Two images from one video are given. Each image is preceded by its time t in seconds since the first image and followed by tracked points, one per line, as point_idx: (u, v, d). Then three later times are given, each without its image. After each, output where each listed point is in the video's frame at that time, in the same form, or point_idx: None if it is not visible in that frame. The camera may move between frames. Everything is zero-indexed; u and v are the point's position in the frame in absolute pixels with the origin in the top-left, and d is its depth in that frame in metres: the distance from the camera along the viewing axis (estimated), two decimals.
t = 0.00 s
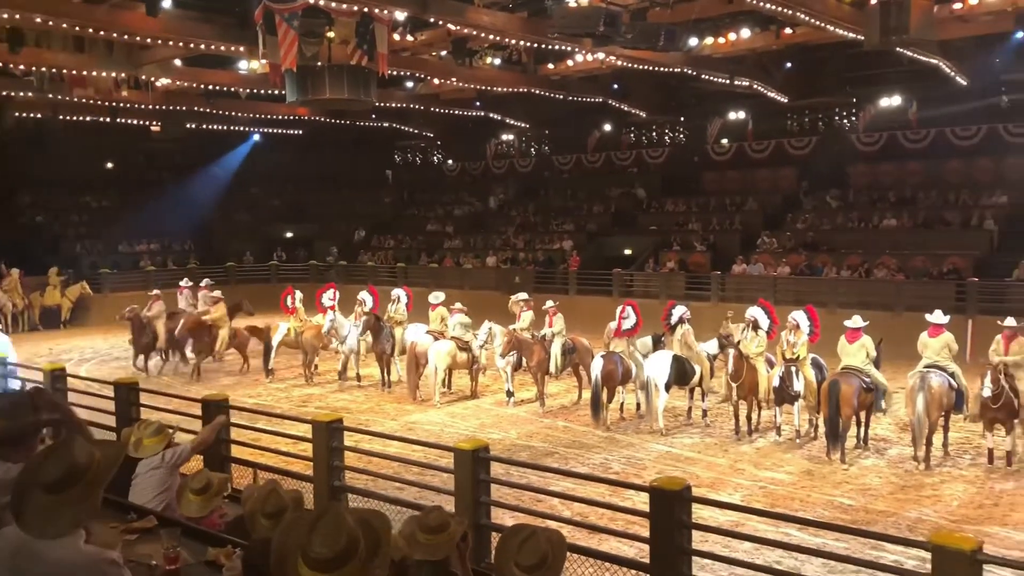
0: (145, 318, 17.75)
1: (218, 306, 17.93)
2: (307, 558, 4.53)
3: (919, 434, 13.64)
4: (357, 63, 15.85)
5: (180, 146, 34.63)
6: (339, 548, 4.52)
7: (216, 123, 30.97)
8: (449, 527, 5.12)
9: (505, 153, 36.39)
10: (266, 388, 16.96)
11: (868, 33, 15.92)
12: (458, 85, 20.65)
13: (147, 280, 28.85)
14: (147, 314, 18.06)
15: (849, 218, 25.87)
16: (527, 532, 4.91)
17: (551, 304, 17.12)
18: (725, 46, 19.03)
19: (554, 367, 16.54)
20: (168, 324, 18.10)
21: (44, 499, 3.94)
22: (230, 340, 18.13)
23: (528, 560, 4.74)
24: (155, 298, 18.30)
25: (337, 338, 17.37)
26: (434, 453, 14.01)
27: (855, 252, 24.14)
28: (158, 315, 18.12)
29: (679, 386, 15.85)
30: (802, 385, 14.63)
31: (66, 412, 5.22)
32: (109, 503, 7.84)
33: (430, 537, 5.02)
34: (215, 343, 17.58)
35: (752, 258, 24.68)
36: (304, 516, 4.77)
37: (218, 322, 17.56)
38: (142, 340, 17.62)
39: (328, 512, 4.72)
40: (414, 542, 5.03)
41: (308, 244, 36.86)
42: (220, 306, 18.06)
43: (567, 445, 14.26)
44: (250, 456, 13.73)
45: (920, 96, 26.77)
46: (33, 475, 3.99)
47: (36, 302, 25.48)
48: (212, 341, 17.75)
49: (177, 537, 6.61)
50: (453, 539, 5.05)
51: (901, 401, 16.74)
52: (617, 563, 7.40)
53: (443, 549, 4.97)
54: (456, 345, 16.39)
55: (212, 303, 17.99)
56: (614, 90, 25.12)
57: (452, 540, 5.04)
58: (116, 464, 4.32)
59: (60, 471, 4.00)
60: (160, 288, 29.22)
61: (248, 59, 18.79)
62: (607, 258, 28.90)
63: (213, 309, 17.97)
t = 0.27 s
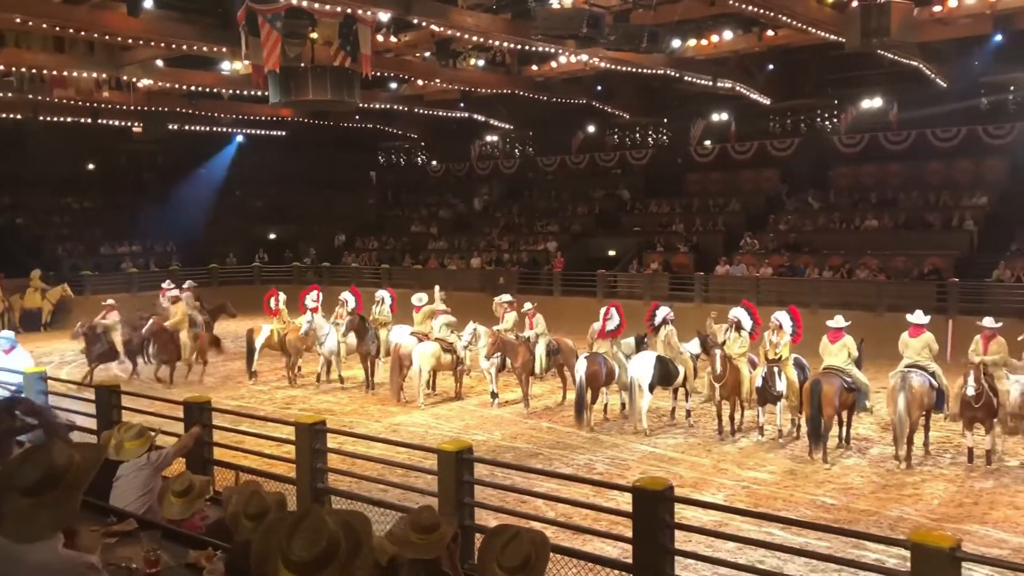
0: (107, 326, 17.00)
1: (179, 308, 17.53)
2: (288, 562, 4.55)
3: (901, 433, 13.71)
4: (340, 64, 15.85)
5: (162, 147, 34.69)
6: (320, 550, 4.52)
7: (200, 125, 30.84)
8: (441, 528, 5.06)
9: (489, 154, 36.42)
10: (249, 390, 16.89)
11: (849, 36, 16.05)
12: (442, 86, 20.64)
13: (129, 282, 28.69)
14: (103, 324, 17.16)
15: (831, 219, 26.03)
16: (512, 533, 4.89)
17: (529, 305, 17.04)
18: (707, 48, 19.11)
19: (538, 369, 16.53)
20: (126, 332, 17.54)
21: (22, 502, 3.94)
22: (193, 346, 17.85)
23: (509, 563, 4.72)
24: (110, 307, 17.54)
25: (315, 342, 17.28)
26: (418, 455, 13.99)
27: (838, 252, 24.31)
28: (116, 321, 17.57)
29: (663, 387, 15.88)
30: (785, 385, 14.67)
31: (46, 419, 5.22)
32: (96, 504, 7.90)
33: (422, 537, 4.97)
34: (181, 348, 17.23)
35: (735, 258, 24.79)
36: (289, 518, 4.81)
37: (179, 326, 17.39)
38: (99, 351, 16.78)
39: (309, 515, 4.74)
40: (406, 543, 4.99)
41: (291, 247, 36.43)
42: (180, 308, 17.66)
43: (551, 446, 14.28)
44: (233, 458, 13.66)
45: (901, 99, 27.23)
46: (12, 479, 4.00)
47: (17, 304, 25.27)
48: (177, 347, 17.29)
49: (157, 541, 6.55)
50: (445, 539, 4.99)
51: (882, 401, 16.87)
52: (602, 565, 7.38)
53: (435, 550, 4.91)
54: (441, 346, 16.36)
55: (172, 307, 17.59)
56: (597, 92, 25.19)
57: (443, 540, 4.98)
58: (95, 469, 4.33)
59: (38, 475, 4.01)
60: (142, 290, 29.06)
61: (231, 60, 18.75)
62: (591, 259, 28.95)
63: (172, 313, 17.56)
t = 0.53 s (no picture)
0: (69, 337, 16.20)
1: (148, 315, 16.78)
2: (277, 564, 4.55)
3: (890, 434, 13.76)
4: (330, 66, 15.88)
5: (151, 149, 34.59)
6: (311, 552, 4.53)
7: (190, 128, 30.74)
8: (444, 531, 4.95)
9: (479, 157, 36.60)
10: (239, 393, 16.83)
11: (838, 38, 16.10)
12: (432, 88, 20.63)
13: (117, 285, 28.58)
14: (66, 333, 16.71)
15: (821, 221, 26.11)
16: (503, 536, 4.89)
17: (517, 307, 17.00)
18: (697, 50, 19.18)
19: (528, 370, 16.56)
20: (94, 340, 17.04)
21: (8, 508, 3.92)
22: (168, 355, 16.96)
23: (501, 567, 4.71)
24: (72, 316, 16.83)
25: (293, 346, 17.12)
26: (409, 458, 13.97)
27: (827, 254, 24.41)
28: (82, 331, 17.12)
29: (653, 389, 15.89)
30: (775, 387, 14.73)
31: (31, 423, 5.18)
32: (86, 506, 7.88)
33: (426, 540, 4.86)
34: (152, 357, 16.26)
35: (725, 260, 24.88)
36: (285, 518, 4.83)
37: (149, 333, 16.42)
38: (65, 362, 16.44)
39: (299, 518, 4.78)
40: (408, 545, 4.88)
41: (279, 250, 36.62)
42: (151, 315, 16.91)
43: (541, 449, 14.27)
44: (223, 462, 13.61)
45: (888, 101, 27.51)
46: (2, 484, 3.99)
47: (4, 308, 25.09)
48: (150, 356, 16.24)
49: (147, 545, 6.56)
50: (448, 543, 4.89)
51: (871, 402, 16.94)
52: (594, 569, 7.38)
53: (436, 553, 4.81)
54: (431, 348, 16.32)
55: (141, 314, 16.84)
56: (587, 94, 25.28)
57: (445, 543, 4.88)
58: (83, 471, 4.31)
59: (25, 481, 3.98)
60: (131, 293, 28.95)
61: (221, 63, 18.71)
62: (582, 261, 28.93)
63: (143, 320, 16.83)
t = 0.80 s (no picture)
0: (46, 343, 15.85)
1: (129, 319, 16.41)
2: (274, 566, 4.52)
3: (887, 436, 13.77)
4: (327, 69, 15.92)
5: (149, 153, 34.47)
6: (309, 556, 4.51)
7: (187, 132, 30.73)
8: (450, 534, 5.06)
9: (476, 159, 36.68)
10: (236, 397, 16.81)
11: (833, 41, 16.14)
12: (428, 91, 20.64)
13: (114, 288, 28.55)
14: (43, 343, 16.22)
15: (817, 223, 26.14)
16: (500, 540, 4.85)
17: (517, 310, 17.03)
18: (694, 53, 19.23)
19: (526, 373, 16.50)
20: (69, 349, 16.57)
21: (5, 511, 3.91)
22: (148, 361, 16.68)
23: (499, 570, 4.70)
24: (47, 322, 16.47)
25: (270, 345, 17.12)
26: (406, 460, 13.96)
27: (824, 256, 24.45)
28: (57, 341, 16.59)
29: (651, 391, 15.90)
30: (772, 389, 14.75)
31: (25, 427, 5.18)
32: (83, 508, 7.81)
33: (431, 543, 4.97)
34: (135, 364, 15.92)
35: (722, 263, 24.94)
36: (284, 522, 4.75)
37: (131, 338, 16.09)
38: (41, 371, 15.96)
39: (297, 520, 4.73)
40: (414, 548, 4.99)
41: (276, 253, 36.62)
42: (132, 320, 16.56)
43: (539, 451, 14.27)
44: (220, 465, 13.60)
45: (883, 103, 27.19)
46: None
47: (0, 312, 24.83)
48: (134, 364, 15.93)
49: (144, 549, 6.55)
50: (454, 546, 5.02)
51: (868, 404, 16.95)
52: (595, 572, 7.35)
53: (443, 557, 4.94)
54: (428, 351, 16.28)
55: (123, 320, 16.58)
56: (583, 97, 25.33)
57: (452, 547, 5.01)
58: (80, 476, 4.30)
59: (23, 482, 3.98)
60: (128, 296, 28.93)
61: (218, 66, 18.71)
62: (578, 264, 28.95)
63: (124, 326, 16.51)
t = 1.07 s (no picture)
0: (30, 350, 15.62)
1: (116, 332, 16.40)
2: (274, 568, 4.50)
3: (887, 438, 13.75)
4: (327, 72, 15.96)
5: (149, 156, 34.71)
6: (308, 560, 4.51)
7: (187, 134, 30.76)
8: (454, 537, 5.13)
9: (476, 161, 36.79)
10: (236, 399, 16.82)
11: (833, 42, 16.14)
12: (428, 93, 20.63)
13: (114, 291, 28.56)
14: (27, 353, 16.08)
15: (817, 224, 26.14)
16: (496, 543, 4.82)
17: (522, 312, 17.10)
18: (694, 55, 19.24)
19: (526, 375, 16.43)
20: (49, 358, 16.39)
21: (6, 514, 3.91)
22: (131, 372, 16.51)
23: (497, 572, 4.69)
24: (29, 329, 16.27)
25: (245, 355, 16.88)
26: (407, 463, 13.96)
27: (824, 257, 24.45)
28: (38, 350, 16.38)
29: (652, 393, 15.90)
30: (773, 390, 14.73)
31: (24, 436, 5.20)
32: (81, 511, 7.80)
33: (435, 546, 5.03)
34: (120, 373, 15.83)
35: (722, 264, 24.96)
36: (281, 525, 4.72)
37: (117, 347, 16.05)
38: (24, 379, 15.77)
39: (296, 522, 4.71)
40: (419, 551, 5.06)
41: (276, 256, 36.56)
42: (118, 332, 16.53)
43: (540, 453, 14.26)
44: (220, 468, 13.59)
45: (884, 104, 27.34)
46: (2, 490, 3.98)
47: None
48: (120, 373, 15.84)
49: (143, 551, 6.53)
50: (460, 549, 5.07)
51: (869, 406, 16.92)
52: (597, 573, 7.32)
53: (447, 560, 4.98)
54: (428, 353, 16.28)
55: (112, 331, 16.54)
56: (583, 99, 25.36)
57: (456, 551, 5.05)
58: (82, 480, 4.30)
59: (26, 485, 3.97)
60: (128, 299, 28.94)
61: (218, 69, 18.74)
62: (578, 265, 28.94)
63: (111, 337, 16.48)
